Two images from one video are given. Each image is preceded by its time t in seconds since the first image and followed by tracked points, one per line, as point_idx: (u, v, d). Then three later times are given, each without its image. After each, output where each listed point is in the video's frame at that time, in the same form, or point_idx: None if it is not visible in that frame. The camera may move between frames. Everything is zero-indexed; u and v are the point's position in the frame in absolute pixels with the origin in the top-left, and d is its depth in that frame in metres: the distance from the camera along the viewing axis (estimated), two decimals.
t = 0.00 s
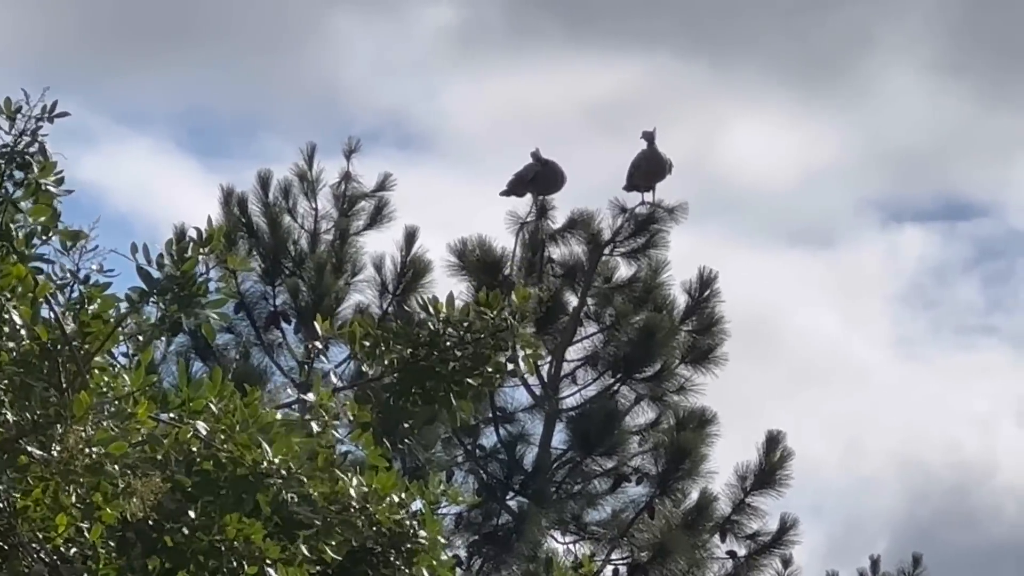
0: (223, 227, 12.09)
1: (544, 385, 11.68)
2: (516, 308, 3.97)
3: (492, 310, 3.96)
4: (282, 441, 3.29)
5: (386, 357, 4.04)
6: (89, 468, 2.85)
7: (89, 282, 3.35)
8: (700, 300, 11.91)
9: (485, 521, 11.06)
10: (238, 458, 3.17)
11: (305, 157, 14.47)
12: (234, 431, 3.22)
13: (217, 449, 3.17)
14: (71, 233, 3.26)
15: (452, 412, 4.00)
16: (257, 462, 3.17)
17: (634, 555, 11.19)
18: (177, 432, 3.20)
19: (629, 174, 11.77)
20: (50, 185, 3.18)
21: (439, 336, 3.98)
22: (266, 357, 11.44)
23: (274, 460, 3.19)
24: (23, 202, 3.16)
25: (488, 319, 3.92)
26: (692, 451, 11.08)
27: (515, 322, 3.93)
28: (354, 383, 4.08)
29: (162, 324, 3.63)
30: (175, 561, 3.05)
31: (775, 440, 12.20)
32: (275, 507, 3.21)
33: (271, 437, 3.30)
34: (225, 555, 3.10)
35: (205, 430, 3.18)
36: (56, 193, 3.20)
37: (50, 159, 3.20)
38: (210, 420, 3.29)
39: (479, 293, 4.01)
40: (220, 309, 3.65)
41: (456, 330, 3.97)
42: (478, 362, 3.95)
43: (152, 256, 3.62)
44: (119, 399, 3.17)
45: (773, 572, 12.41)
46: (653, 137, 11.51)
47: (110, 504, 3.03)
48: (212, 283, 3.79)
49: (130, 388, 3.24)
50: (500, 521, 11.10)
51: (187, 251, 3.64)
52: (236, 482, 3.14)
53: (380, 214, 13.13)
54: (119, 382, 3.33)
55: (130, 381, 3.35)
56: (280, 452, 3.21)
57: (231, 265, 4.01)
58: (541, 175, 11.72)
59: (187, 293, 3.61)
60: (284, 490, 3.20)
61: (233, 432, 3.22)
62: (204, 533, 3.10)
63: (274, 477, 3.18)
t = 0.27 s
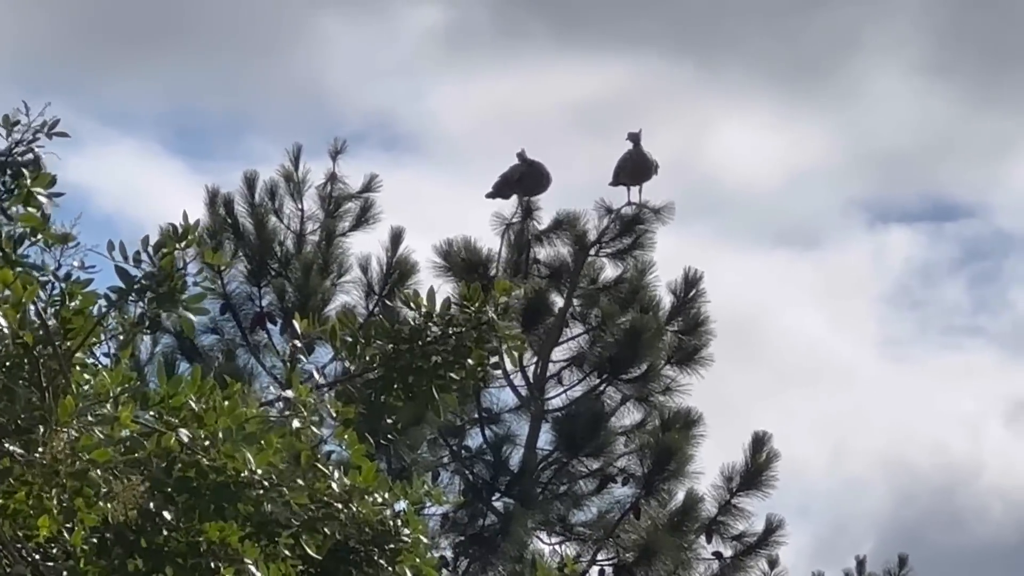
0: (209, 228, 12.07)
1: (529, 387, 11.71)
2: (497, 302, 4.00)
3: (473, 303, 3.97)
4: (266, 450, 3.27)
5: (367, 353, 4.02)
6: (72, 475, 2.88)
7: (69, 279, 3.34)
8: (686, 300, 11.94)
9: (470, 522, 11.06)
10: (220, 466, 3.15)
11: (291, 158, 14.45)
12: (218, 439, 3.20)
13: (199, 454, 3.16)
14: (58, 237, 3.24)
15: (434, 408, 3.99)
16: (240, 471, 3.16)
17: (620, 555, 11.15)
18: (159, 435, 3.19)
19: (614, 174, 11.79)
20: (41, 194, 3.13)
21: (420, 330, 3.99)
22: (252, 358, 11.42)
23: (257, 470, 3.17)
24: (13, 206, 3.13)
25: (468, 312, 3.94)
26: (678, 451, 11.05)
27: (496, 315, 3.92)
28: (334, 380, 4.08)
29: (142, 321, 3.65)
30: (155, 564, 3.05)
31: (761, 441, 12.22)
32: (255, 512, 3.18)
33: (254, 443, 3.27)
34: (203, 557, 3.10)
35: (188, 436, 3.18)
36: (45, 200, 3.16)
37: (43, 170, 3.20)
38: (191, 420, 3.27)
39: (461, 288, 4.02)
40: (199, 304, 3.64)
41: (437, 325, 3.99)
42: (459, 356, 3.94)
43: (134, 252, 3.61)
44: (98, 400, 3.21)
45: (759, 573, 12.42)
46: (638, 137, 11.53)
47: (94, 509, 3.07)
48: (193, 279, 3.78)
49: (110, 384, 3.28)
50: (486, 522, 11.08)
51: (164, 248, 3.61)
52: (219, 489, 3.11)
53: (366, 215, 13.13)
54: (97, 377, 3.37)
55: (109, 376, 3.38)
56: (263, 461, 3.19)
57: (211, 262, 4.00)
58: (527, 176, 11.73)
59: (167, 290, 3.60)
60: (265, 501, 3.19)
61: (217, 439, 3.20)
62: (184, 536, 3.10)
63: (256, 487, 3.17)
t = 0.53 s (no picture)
0: (195, 227, 12.05)
1: (515, 386, 11.72)
2: (478, 298, 3.96)
3: (454, 299, 3.96)
4: (246, 441, 3.32)
5: (348, 349, 4.05)
6: (55, 476, 2.90)
7: (51, 279, 3.37)
8: (671, 298, 11.95)
9: (456, 521, 11.06)
10: (202, 458, 3.19)
11: (278, 157, 14.44)
12: (199, 430, 3.24)
13: (180, 447, 3.18)
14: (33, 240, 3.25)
15: (416, 404, 4.00)
16: (222, 461, 3.20)
17: (605, 554, 11.15)
18: (141, 431, 3.21)
19: (600, 173, 11.80)
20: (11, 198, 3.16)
21: (402, 326, 3.99)
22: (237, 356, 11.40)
23: (237, 458, 3.22)
24: None
25: (449, 308, 3.92)
26: (663, 451, 11.07)
27: (475, 310, 3.93)
28: (318, 376, 4.11)
29: (127, 321, 3.73)
30: (138, 557, 3.07)
31: (746, 440, 12.24)
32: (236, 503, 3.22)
33: (235, 436, 3.32)
34: (185, 549, 3.11)
35: (169, 430, 3.20)
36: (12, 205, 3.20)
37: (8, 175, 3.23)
38: (174, 417, 3.29)
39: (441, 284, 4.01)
40: (183, 303, 3.74)
41: (418, 321, 4.00)
42: (441, 352, 3.96)
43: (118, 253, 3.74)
44: (80, 399, 3.23)
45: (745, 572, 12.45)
46: (624, 136, 11.54)
47: (76, 508, 3.00)
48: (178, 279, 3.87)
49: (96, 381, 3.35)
50: (472, 520, 11.09)
51: (150, 248, 3.74)
52: (199, 481, 3.16)
53: (352, 214, 13.12)
54: (81, 376, 3.38)
55: (92, 374, 3.40)
56: (244, 451, 3.24)
57: (197, 260, 3.99)
58: (512, 175, 11.74)
59: (150, 290, 3.72)
60: (246, 488, 3.24)
61: (198, 431, 3.24)
62: (166, 528, 3.11)
63: (239, 475, 3.22)
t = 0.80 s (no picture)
0: (181, 224, 12.02)
1: (501, 383, 11.72)
2: (452, 289, 4.02)
3: (429, 290, 4.02)
4: (232, 444, 3.27)
5: (325, 343, 4.05)
6: (41, 468, 2.85)
7: (37, 274, 3.35)
8: (658, 296, 11.96)
9: (443, 519, 11.07)
10: (187, 458, 3.14)
11: (264, 155, 14.40)
12: (184, 431, 3.20)
13: (167, 446, 3.14)
14: (22, 233, 3.24)
15: (392, 397, 3.99)
16: (208, 462, 3.13)
17: (592, 552, 11.13)
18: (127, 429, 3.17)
19: (587, 170, 11.80)
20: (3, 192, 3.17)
21: (377, 318, 3.98)
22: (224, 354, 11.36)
23: (223, 459, 3.15)
24: None
25: (426, 300, 3.97)
26: (650, 449, 11.08)
27: (452, 303, 3.99)
28: (299, 370, 4.12)
29: (112, 317, 3.71)
30: (123, 554, 3.05)
31: (733, 437, 12.26)
32: (224, 505, 3.18)
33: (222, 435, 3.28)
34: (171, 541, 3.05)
35: (155, 428, 3.16)
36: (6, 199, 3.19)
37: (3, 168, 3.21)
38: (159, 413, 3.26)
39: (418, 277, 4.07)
40: (168, 299, 3.77)
41: (397, 313, 3.99)
42: (416, 341, 3.96)
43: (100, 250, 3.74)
44: (66, 393, 3.20)
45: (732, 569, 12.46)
46: (610, 134, 11.56)
47: (61, 503, 3.01)
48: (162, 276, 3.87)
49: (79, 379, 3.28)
50: (459, 518, 11.08)
51: (135, 244, 3.75)
52: (186, 480, 3.10)
53: (339, 211, 13.10)
54: (65, 372, 3.36)
55: (78, 370, 3.41)
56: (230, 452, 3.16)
57: (180, 258, 3.99)
58: (499, 172, 11.75)
59: (137, 286, 3.74)
60: (234, 491, 3.18)
61: (183, 431, 3.20)
62: (153, 524, 3.09)
63: (226, 477, 3.16)
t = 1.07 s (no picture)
0: (169, 220, 12.00)
1: (489, 378, 11.71)
2: (443, 297, 4.03)
3: (420, 294, 4.04)
4: (224, 445, 3.23)
5: (315, 343, 4.07)
6: (34, 472, 2.92)
7: (25, 269, 3.31)
8: (646, 292, 11.96)
9: (430, 514, 11.09)
10: (178, 462, 3.12)
11: (252, 150, 14.38)
12: (176, 433, 3.18)
13: (158, 448, 3.13)
14: (14, 237, 3.27)
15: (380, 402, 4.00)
16: (198, 466, 3.12)
17: (580, 547, 11.15)
18: (117, 428, 3.17)
19: (574, 166, 11.81)
20: None
21: (367, 322, 4.00)
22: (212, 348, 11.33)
23: (214, 465, 3.13)
24: None
25: (416, 305, 3.99)
26: (638, 444, 11.11)
27: (441, 308, 4.00)
28: (288, 369, 4.12)
29: (99, 316, 3.72)
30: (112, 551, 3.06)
31: (720, 433, 12.29)
32: (214, 508, 3.19)
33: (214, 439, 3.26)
34: (162, 543, 3.12)
35: (146, 430, 3.15)
36: None
37: None
38: (149, 410, 3.27)
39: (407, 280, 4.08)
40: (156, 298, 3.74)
41: (387, 317, 4.00)
42: (406, 348, 3.96)
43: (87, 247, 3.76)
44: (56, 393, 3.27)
45: (719, 564, 12.50)
46: (597, 129, 11.57)
47: (51, 503, 3.01)
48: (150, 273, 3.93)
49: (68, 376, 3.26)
50: (446, 513, 11.08)
51: (125, 242, 3.80)
52: (177, 484, 3.10)
53: (326, 207, 13.09)
54: (56, 371, 3.44)
55: (68, 369, 3.45)
56: (220, 458, 3.15)
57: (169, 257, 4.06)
58: (487, 167, 11.72)
59: (124, 285, 3.74)
60: (226, 495, 3.18)
61: (175, 434, 3.18)
62: (144, 523, 3.09)
63: (217, 482, 3.15)
